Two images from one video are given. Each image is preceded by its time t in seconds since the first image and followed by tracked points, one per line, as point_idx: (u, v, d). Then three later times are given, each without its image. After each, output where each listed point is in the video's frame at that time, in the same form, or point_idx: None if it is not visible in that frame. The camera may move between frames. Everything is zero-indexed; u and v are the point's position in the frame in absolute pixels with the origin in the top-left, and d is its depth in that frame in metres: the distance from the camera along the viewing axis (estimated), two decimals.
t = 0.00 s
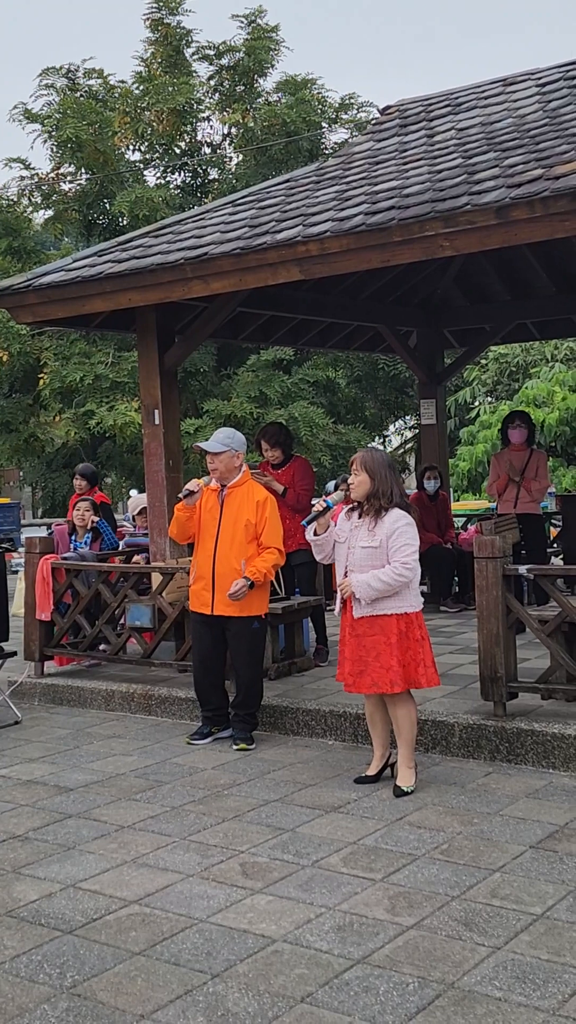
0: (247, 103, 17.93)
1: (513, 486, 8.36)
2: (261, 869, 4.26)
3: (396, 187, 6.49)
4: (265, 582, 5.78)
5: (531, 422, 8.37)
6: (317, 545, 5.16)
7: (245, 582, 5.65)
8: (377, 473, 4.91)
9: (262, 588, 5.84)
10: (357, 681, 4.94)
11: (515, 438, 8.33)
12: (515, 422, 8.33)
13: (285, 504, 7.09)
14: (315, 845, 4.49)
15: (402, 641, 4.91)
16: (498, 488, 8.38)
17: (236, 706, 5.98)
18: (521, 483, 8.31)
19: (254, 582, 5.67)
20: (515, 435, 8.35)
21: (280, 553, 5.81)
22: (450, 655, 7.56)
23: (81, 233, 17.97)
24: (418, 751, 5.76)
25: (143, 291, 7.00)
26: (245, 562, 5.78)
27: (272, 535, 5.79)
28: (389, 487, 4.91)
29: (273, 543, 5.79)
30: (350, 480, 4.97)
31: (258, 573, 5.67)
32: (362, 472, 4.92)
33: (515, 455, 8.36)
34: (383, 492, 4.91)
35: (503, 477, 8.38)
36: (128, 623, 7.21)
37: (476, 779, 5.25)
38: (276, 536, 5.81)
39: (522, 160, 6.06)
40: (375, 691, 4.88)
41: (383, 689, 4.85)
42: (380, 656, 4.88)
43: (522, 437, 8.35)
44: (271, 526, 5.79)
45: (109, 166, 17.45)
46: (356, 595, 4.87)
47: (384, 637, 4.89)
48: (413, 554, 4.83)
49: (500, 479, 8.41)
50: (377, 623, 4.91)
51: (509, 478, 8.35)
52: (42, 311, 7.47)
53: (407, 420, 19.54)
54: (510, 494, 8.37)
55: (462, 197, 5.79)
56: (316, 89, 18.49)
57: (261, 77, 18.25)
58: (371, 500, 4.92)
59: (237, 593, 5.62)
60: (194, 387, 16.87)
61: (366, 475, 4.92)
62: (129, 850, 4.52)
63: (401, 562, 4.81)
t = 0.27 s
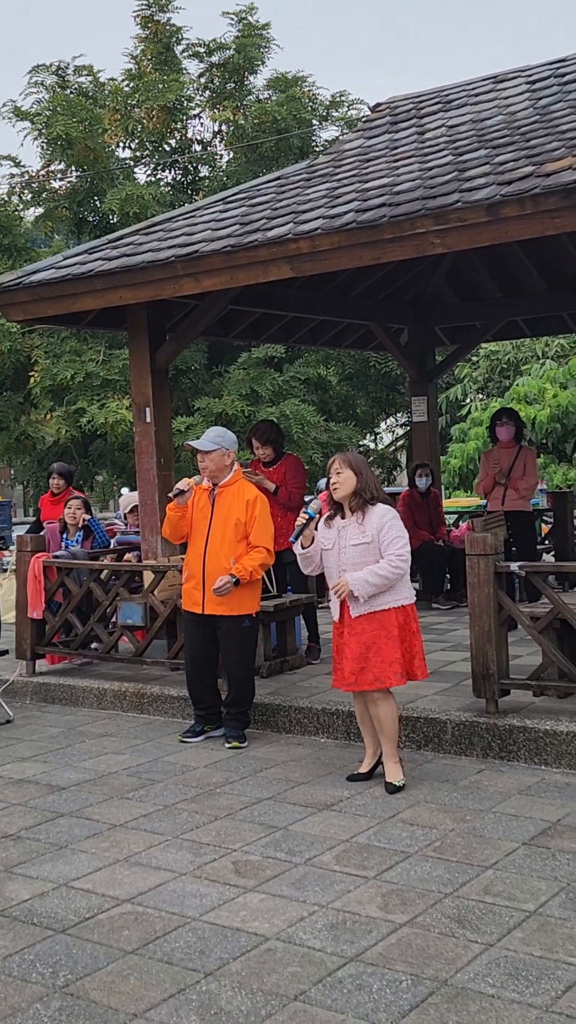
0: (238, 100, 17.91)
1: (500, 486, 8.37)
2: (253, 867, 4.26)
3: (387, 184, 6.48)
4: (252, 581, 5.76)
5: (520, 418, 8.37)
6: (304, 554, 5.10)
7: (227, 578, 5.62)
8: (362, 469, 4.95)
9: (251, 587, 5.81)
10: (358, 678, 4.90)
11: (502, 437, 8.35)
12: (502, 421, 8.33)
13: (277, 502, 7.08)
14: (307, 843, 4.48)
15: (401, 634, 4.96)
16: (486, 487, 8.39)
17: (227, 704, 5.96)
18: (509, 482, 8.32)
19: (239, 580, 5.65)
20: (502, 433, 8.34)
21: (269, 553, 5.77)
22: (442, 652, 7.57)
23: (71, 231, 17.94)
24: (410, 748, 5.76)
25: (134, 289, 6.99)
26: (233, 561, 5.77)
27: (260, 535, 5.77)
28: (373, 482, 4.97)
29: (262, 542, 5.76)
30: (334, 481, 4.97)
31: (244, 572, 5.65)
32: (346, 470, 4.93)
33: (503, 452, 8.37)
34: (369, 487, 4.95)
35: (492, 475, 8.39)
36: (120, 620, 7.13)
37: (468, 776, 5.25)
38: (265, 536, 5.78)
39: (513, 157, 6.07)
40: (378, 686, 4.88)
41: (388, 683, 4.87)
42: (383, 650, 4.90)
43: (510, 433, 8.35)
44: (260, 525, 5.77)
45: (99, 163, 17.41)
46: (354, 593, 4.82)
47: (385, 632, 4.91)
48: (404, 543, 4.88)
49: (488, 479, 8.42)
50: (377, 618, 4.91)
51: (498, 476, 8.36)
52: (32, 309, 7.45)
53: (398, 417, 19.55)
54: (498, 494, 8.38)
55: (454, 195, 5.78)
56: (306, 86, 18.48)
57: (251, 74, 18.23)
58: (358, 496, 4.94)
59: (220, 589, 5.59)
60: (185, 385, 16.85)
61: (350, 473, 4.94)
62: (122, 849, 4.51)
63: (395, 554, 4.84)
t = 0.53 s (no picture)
0: (227, 99, 17.90)
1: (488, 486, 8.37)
2: (244, 865, 4.25)
3: (376, 182, 6.48)
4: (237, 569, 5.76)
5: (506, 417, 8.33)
6: (293, 545, 5.05)
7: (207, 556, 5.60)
8: (349, 467, 4.93)
9: (237, 584, 5.80)
10: (371, 671, 4.87)
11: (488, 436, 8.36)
12: (486, 421, 8.35)
13: (266, 501, 7.07)
14: (298, 841, 4.48)
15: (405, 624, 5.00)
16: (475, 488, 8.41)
17: (218, 702, 5.95)
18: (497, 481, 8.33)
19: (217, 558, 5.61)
20: (487, 432, 8.35)
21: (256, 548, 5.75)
22: (432, 650, 7.57)
23: (60, 230, 17.89)
24: (400, 747, 5.76)
25: (123, 287, 6.97)
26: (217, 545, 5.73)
27: (247, 530, 5.75)
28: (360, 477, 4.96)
29: (248, 538, 5.74)
30: (322, 476, 4.94)
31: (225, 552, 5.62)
32: (333, 467, 4.91)
33: (490, 452, 8.39)
34: (355, 484, 4.94)
35: (480, 476, 8.41)
36: (109, 617, 7.09)
37: (459, 774, 5.25)
38: (252, 532, 5.76)
39: (502, 154, 6.07)
40: (390, 676, 4.88)
41: (401, 671, 4.88)
42: (391, 639, 4.91)
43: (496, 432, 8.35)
44: (247, 521, 5.75)
45: (88, 161, 17.36)
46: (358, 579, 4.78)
47: (391, 621, 4.94)
48: (399, 530, 4.92)
49: (476, 478, 8.44)
50: (380, 609, 4.93)
51: (485, 474, 8.38)
52: (20, 307, 7.43)
53: (388, 416, 19.56)
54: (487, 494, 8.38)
55: (443, 192, 5.78)
56: (295, 85, 18.47)
57: (240, 73, 18.21)
58: (348, 488, 4.93)
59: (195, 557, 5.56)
60: (174, 383, 16.83)
61: (338, 467, 4.93)
62: (112, 848, 4.50)
63: (394, 541, 4.87)
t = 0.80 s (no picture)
0: (215, 99, 17.90)
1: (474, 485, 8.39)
2: (232, 866, 4.25)
3: (364, 182, 6.49)
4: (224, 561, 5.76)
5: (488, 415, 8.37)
6: (292, 542, 5.01)
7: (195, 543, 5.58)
8: (350, 467, 4.96)
9: (226, 581, 5.80)
10: (363, 670, 4.90)
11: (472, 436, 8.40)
12: (470, 419, 8.39)
13: (254, 501, 7.06)
14: (286, 841, 4.48)
15: (401, 625, 4.99)
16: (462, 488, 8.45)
17: (205, 702, 5.94)
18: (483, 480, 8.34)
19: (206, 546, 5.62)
20: (471, 431, 8.39)
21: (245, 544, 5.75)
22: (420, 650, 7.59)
23: (47, 229, 17.86)
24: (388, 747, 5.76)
25: (110, 286, 6.96)
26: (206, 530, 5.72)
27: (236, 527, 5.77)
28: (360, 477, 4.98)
29: (238, 535, 5.74)
30: (322, 475, 4.96)
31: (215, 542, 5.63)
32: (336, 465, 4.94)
33: (475, 451, 8.42)
34: (357, 485, 4.96)
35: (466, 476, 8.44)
36: (97, 619, 7.07)
37: (447, 773, 5.26)
38: (241, 529, 5.76)
39: (489, 155, 6.08)
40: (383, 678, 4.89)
41: (394, 673, 4.88)
42: (386, 641, 4.91)
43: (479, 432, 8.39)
44: (235, 519, 5.76)
45: (75, 161, 17.33)
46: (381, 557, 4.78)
47: (387, 622, 4.93)
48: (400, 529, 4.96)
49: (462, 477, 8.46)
50: (377, 610, 4.93)
51: (470, 473, 8.39)
52: (7, 307, 7.41)
53: (376, 417, 19.59)
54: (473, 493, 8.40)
55: (430, 192, 5.78)
56: (283, 85, 18.48)
57: (228, 73, 18.21)
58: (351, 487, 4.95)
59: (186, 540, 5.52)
60: (162, 383, 16.81)
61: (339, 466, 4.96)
62: (100, 848, 4.49)
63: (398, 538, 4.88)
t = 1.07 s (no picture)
0: (202, 100, 17.89)
1: (460, 487, 8.40)
2: (218, 868, 4.24)
3: (350, 184, 6.49)
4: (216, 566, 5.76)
5: (473, 417, 8.38)
6: (296, 540, 5.00)
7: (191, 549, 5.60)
8: (360, 467, 4.91)
9: (216, 584, 5.81)
10: (358, 674, 4.91)
11: (456, 438, 8.39)
12: (455, 422, 8.36)
13: (241, 502, 7.05)
14: (273, 843, 4.47)
15: (401, 632, 4.99)
16: (447, 490, 8.46)
17: (193, 703, 5.93)
18: (468, 482, 8.34)
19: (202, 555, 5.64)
20: (456, 434, 8.38)
21: (237, 546, 5.79)
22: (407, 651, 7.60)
23: (34, 230, 17.81)
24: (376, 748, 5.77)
25: (97, 288, 6.95)
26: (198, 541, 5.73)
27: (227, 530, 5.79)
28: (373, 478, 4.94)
29: (230, 537, 5.77)
30: (332, 475, 4.94)
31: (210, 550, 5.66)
32: (345, 467, 4.91)
33: (461, 453, 8.40)
34: (367, 485, 4.91)
35: (451, 477, 8.44)
36: (83, 621, 7.07)
37: (434, 774, 5.26)
38: (232, 532, 5.79)
39: (476, 157, 6.09)
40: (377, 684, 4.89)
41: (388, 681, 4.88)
42: (383, 647, 4.91)
43: (464, 434, 8.38)
44: (225, 521, 5.79)
45: (62, 162, 17.29)
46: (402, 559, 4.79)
47: (386, 629, 4.93)
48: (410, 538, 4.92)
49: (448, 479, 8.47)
50: (377, 617, 4.93)
51: (455, 475, 8.41)
52: None
53: (363, 418, 19.61)
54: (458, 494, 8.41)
55: (417, 194, 5.79)
56: (270, 87, 18.49)
57: (215, 74, 18.21)
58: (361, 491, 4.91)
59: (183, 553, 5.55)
60: (149, 385, 16.78)
61: (349, 468, 4.92)
62: (86, 851, 4.48)
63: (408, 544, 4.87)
